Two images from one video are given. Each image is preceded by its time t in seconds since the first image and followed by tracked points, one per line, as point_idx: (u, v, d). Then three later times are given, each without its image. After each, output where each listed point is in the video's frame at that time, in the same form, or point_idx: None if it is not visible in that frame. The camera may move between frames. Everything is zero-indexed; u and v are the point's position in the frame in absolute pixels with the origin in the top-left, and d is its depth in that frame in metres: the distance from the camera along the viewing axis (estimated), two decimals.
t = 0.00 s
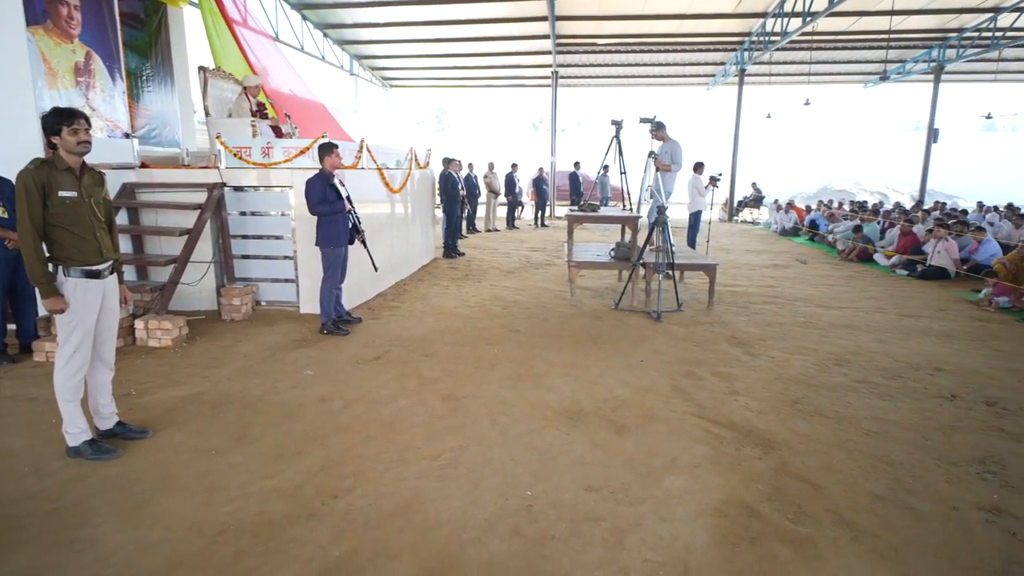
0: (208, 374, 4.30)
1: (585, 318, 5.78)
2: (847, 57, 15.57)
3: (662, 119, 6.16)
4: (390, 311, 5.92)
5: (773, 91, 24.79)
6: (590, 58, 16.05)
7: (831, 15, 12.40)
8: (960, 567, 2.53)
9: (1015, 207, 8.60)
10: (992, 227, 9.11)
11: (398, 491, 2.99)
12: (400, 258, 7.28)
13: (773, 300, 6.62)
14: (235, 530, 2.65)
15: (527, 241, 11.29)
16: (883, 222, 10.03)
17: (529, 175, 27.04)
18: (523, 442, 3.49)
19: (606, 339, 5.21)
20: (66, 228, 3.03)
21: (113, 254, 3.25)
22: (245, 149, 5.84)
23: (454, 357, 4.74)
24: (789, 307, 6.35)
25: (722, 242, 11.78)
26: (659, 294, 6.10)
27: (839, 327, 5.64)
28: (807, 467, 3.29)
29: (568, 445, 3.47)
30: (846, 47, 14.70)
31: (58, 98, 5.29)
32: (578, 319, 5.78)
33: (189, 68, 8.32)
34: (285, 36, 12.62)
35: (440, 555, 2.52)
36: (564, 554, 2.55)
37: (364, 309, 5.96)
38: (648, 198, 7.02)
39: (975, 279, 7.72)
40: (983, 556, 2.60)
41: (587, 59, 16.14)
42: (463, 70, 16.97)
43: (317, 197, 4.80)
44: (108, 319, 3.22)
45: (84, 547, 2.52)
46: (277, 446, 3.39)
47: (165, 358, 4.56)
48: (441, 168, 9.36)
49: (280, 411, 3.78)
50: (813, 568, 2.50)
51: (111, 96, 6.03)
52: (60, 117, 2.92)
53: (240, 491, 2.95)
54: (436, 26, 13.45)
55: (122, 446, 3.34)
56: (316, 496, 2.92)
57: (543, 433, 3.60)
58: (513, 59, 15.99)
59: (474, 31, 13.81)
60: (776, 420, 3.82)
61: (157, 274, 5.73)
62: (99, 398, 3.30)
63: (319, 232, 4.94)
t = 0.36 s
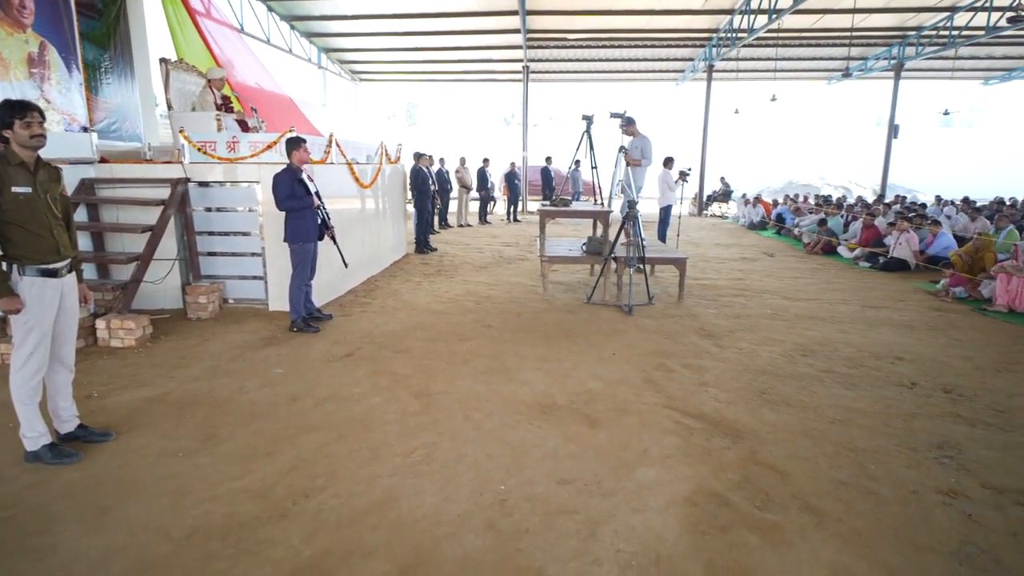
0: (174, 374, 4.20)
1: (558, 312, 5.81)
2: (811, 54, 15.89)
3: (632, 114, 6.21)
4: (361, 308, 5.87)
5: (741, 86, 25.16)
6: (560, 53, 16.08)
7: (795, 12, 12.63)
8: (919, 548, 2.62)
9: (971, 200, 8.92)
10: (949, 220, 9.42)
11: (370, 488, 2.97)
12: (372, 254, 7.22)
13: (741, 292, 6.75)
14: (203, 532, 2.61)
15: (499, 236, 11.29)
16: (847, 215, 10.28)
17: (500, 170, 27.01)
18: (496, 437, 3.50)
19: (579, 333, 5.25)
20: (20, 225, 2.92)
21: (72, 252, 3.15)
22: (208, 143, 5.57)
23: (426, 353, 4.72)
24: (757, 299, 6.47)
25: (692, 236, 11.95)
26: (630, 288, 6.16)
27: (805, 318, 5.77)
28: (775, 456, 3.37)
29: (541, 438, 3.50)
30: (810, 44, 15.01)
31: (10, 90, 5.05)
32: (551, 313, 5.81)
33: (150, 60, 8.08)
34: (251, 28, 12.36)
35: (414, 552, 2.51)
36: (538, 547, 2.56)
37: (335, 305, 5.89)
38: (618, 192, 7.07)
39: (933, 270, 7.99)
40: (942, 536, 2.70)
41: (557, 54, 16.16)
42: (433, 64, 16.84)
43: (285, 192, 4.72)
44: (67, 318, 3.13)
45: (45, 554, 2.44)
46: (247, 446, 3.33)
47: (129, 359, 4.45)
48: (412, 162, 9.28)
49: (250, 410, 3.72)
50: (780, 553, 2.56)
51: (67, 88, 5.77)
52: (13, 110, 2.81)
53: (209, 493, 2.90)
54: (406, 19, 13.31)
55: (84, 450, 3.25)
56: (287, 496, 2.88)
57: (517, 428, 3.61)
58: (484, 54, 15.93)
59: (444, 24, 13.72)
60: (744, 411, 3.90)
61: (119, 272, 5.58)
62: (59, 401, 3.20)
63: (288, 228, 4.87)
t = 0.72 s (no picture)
0: (137, 375, 4.10)
1: (530, 307, 5.83)
2: (776, 51, 16.20)
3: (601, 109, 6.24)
4: (331, 305, 5.79)
5: (709, 82, 25.49)
6: (530, 48, 16.07)
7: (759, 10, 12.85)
8: (879, 531, 2.71)
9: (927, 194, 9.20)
10: (908, 213, 9.72)
11: (342, 487, 2.94)
12: (341, 250, 7.13)
13: (710, 285, 6.86)
14: (169, 535, 2.55)
15: (471, 232, 11.26)
16: (811, 209, 10.53)
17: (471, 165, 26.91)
18: (468, 432, 3.50)
19: (550, 328, 5.27)
20: None
21: (25, 250, 3.04)
22: (169, 138, 5.55)
23: (398, 349, 4.68)
24: (724, 292, 6.59)
25: (662, 231, 12.09)
26: (601, 283, 6.21)
27: (771, 310, 5.90)
28: (742, 445, 3.45)
29: (514, 433, 3.51)
30: (775, 41, 15.28)
31: None
32: (523, 308, 5.82)
33: (107, 52, 7.83)
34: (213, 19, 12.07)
35: (387, 550, 2.50)
36: (510, 541, 2.58)
37: (304, 303, 5.81)
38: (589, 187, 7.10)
39: (893, 262, 8.24)
40: (900, 519, 2.80)
41: (527, 49, 16.16)
42: (403, 58, 16.68)
43: (250, 187, 4.63)
44: (21, 318, 3.04)
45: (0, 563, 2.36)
46: (214, 446, 3.27)
47: (88, 360, 4.31)
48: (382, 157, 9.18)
49: (216, 411, 3.65)
50: (747, 540, 2.63)
51: (19, 80, 5.63)
52: None
53: (174, 495, 2.84)
54: (374, 12, 13.15)
55: (41, 455, 3.14)
56: (255, 497, 2.84)
57: (489, 423, 3.62)
58: (453, 48, 15.84)
59: (412, 17, 13.58)
60: (713, 402, 3.98)
61: (78, 270, 5.40)
62: (14, 404, 3.09)
63: (253, 223, 4.77)
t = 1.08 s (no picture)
0: (98, 376, 3.99)
1: (501, 302, 5.83)
2: (742, 47, 16.44)
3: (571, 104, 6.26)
4: (300, 302, 5.71)
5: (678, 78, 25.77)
6: (500, 42, 16.00)
7: (725, 6, 13.02)
8: (841, 516, 2.80)
9: (886, 188, 9.47)
10: (869, 206, 10.00)
11: (312, 486, 2.92)
12: (310, 246, 7.03)
13: (679, 278, 6.96)
14: (134, 539, 2.50)
15: (442, 227, 11.20)
16: (776, 203, 10.74)
17: (441, 159, 26.74)
18: (441, 428, 3.50)
19: (522, 322, 5.29)
20: None
21: None
22: (129, 132, 5.19)
23: (369, 346, 4.64)
24: (693, 285, 6.69)
25: (632, 225, 12.21)
26: (572, 277, 6.25)
27: (738, 303, 6.02)
28: (710, 435, 3.52)
29: (486, 428, 3.52)
30: (741, 37, 15.50)
31: None
32: (495, 303, 5.82)
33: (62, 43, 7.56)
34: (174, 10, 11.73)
35: (359, 548, 2.48)
36: (483, 536, 2.59)
37: (272, 300, 5.72)
38: (560, 182, 7.13)
39: (854, 254, 8.47)
40: (861, 503, 2.90)
41: (498, 42, 16.09)
42: (371, 51, 16.45)
43: (213, 182, 4.54)
44: None
45: None
46: (180, 448, 3.21)
47: (46, 362, 4.18)
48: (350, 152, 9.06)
49: (182, 412, 3.57)
50: (716, 528, 2.69)
51: None
52: None
53: (139, 498, 2.78)
54: (341, 4, 12.94)
55: None
56: (224, 498, 2.80)
57: (461, 418, 3.62)
58: (423, 41, 15.68)
59: (380, 10, 13.40)
60: (682, 393, 4.04)
61: (33, 269, 5.22)
62: None
63: (218, 219, 4.68)
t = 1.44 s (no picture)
0: (56, 379, 3.87)
1: (473, 297, 5.83)
2: (709, 43, 16.64)
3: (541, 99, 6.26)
4: (268, 299, 5.62)
5: (647, 73, 25.98)
6: (470, 36, 15.92)
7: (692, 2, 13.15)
8: (805, 502, 2.88)
9: (847, 181, 9.74)
10: (831, 199, 10.25)
11: (282, 486, 2.88)
12: (278, 242, 6.92)
13: (648, 272, 7.04)
14: (97, 546, 2.44)
15: (412, 222, 11.13)
16: (743, 196, 10.94)
17: (412, 154, 26.51)
18: (413, 424, 3.49)
19: (494, 317, 5.30)
20: None
21: None
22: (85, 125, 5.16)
23: (339, 343, 4.60)
24: (662, 279, 6.78)
25: (602, 219, 12.30)
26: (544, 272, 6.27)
27: (706, 295, 6.12)
28: (679, 425, 3.58)
29: (458, 423, 3.52)
30: (708, 33, 15.71)
31: None
32: (466, 298, 5.82)
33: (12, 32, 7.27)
34: None
35: (330, 547, 2.47)
36: (456, 531, 2.60)
37: (239, 298, 5.62)
38: (530, 176, 7.13)
39: (817, 246, 8.69)
40: (824, 488, 2.99)
41: (467, 36, 16.00)
42: (339, 44, 16.19)
43: (174, 177, 4.44)
44: None
45: None
46: (144, 450, 3.14)
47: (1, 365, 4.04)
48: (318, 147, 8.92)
49: (145, 414, 3.49)
50: (684, 516, 2.74)
51: None
52: None
53: (101, 503, 2.71)
54: None
55: None
56: (191, 500, 2.75)
57: (434, 414, 3.62)
58: (391, 35, 15.49)
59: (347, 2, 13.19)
60: (651, 385, 4.10)
61: None
62: None
63: (180, 216, 4.58)
